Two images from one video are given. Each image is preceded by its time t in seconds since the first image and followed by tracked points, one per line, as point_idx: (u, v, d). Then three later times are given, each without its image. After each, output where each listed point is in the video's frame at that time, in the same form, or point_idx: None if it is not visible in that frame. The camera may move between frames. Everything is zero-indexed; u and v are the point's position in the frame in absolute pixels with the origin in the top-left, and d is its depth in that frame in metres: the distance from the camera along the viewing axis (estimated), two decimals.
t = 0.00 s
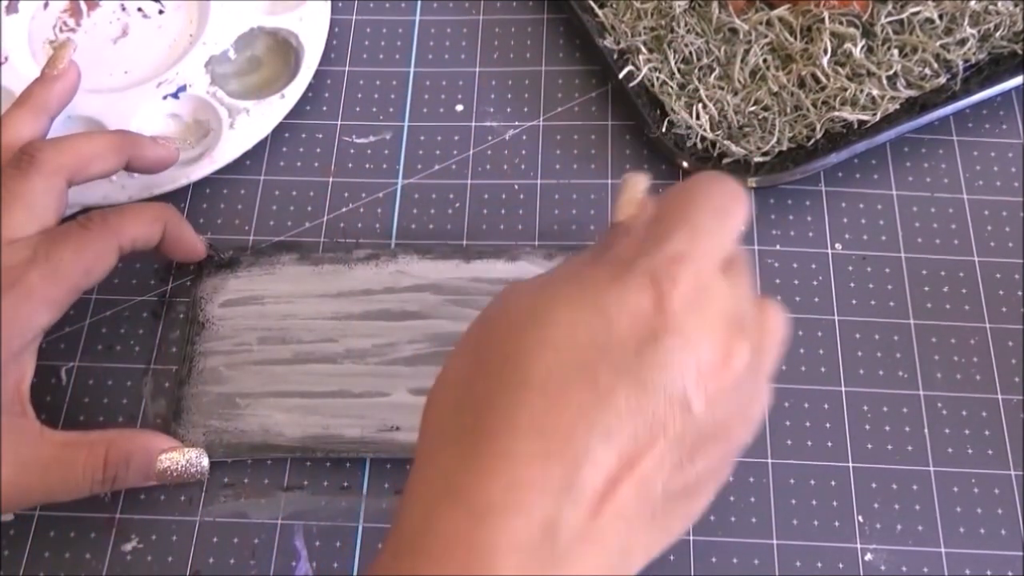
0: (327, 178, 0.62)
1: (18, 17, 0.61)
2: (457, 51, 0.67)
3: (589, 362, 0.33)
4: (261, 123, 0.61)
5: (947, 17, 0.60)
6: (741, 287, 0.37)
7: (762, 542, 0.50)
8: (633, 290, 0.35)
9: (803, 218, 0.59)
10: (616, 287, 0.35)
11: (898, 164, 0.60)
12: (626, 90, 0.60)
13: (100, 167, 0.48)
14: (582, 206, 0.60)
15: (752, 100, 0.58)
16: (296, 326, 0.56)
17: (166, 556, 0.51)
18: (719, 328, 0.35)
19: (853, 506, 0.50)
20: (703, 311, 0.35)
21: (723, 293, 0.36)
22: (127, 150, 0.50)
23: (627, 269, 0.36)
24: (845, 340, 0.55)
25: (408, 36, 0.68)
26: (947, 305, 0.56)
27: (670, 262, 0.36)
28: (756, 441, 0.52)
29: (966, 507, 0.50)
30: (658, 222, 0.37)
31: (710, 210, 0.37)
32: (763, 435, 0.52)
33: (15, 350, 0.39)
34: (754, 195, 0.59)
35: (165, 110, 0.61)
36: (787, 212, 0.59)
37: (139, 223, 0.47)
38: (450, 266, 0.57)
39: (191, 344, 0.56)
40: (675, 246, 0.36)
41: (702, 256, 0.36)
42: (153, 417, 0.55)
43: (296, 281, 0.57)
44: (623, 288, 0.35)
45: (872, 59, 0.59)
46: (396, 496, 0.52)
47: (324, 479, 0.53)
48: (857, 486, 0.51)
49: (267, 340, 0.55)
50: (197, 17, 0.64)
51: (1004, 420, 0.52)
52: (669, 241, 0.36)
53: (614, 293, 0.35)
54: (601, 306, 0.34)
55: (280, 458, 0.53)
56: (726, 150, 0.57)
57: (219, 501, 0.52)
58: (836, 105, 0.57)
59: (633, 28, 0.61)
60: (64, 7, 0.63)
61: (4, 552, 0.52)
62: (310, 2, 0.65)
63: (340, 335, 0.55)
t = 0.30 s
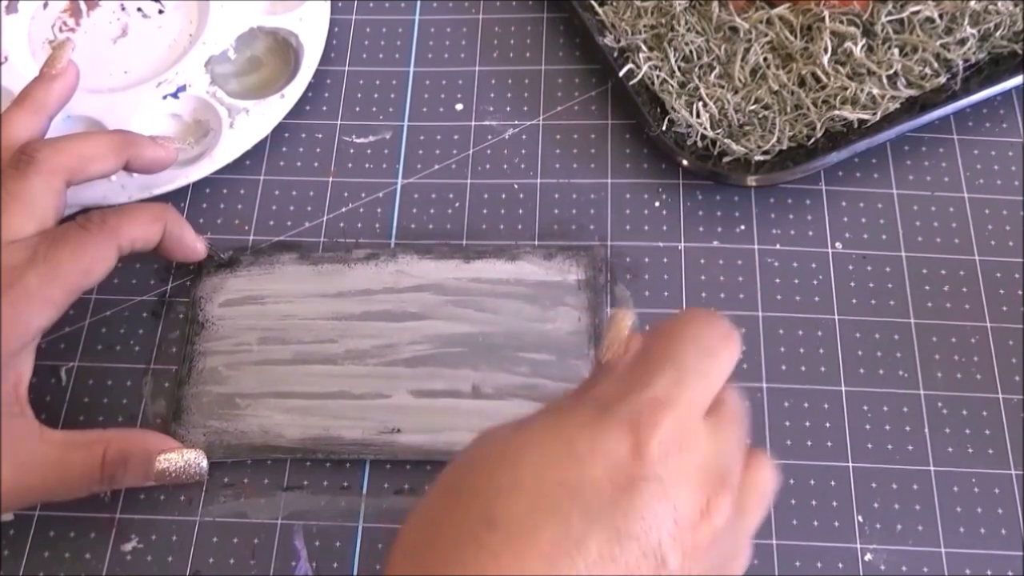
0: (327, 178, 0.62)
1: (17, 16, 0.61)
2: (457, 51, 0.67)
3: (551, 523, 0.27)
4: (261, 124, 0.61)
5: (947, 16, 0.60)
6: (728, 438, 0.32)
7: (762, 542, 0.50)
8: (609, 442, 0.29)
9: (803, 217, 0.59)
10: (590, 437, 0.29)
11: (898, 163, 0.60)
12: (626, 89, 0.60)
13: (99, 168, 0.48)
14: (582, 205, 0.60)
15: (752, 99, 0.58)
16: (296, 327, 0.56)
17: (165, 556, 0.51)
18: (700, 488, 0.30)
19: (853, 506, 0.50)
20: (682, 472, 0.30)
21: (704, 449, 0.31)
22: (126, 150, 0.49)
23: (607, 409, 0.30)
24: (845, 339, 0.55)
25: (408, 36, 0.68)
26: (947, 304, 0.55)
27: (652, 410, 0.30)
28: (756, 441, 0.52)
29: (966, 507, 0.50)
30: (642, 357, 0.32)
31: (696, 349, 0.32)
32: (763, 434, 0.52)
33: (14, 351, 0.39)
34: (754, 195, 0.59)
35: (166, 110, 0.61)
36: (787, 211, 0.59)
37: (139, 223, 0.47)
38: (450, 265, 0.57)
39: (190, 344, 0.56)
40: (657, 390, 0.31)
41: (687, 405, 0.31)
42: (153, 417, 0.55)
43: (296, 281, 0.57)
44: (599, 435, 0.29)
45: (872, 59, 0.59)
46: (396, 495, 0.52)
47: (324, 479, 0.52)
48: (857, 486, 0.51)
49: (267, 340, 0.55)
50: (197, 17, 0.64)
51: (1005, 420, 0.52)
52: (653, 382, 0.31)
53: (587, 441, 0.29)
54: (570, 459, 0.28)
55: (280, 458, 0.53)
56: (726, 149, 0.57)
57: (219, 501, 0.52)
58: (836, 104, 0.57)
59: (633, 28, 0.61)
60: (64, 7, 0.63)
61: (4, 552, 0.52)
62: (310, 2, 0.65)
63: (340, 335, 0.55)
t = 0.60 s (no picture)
0: (327, 178, 0.62)
1: (17, 16, 0.61)
2: (457, 51, 0.67)
3: None
4: (261, 124, 0.61)
5: (947, 16, 0.60)
6: (694, 499, 0.31)
7: (762, 541, 0.50)
8: (557, 513, 0.29)
9: (804, 217, 0.59)
10: (536, 503, 0.29)
11: (898, 163, 0.60)
12: (626, 89, 0.60)
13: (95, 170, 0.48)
14: (582, 205, 0.60)
15: (752, 99, 0.58)
16: (296, 327, 0.56)
17: (165, 556, 0.51)
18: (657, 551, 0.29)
19: (853, 506, 0.50)
20: (638, 537, 0.29)
21: (666, 512, 0.30)
22: (123, 153, 0.49)
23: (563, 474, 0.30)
24: (845, 339, 0.55)
25: (408, 36, 0.68)
26: (947, 304, 0.55)
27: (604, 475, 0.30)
28: (756, 441, 0.52)
29: (966, 507, 0.50)
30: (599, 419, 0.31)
31: (653, 413, 0.31)
32: (763, 434, 0.52)
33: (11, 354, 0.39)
34: (754, 195, 0.59)
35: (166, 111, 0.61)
36: (787, 211, 0.59)
37: (139, 224, 0.46)
38: (450, 265, 0.57)
39: (191, 344, 0.56)
40: (614, 453, 0.30)
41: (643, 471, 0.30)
42: (153, 417, 0.55)
43: (297, 281, 0.57)
44: (552, 503, 0.29)
45: (872, 59, 0.59)
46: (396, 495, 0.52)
47: (324, 479, 0.52)
48: (857, 486, 0.51)
49: (268, 340, 0.55)
50: (197, 16, 0.64)
51: (1005, 420, 0.52)
52: (604, 456, 0.30)
53: (531, 536, 0.28)
54: (527, 520, 0.28)
55: (280, 458, 0.53)
56: (726, 149, 0.57)
57: (219, 501, 0.52)
58: (836, 104, 0.57)
59: (633, 28, 0.61)
60: (64, 7, 0.63)
61: (4, 552, 0.52)
62: (310, 2, 0.65)
63: (341, 335, 0.55)
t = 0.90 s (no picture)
0: (326, 178, 0.62)
1: (17, 16, 0.61)
2: (457, 51, 0.67)
3: None
4: (261, 124, 0.62)
5: (947, 17, 0.60)
6: (562, 475, 0.29)
7: (762, 542, 0.50)
8: (416, 514, 0.26)
9: (804, 217, 0.59)
10: (393, 502, 0.26)
11: (898, 163, 0.60)
12: (626, 89, 0.60)
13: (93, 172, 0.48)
14: (581, 205, 0.60)
15: (752, 99, 0.58)
16: (293, 332, 0.55)
17: (165, 556, 0.51)
18: (527, 532, 0.27)
19: (853, 506, 0.50)
20: (505, 525, 0.27)
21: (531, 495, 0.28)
22: (122, 153, 0.49)
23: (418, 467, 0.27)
24: (845, 339, 0.55)
25: (408, 36, 0.68)
26: (947, 304, 0.55)
27: (459, 464, 0.27)
28: (756, 441, 0.52)
29: (966, 507, 0.50)
30: (454, 405, 0.29)
31: (507, 391, 0.28)
32: (763, 435, 0.52)
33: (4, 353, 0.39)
34: (754, 195, 0.59)
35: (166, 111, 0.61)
36: (788, 211, 0.59)
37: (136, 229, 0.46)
38: (448, 272, 0.57)
39: (188, 348, 0.56)
40: (470, 436, 0.28)
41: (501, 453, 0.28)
42: (153, 417, 0.55)
43: (294, 286, 0.57)
44: (404, 500, 0.26)
45: (872, 59, 0.59)
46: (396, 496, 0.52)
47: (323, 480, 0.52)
48: (857, 486, 0.51)
49: (265, 345, 0.55)
50: (197, 16, 0.64)
51: (1004, 420, 0.52)
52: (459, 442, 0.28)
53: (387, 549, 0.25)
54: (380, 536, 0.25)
55: (277, 463, 0.53)
56: (726, 149, 0.57)
57: (219, 502, 0.52)
58: (836, 105, 0.57)
59: (633, 28, 0.61)
60: (64, 8, 0.63)
61: (4, 552, 0.52)
62: (310, 2, 0.65)
63: (339, 339, 0.55)
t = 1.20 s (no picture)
0: (327, 178, 0.62)
1: (17, 16, 0.61)
2: (457, 51, 0.67)
3: None
4: (261, 124, 0.62)
5: (947, 17, 0.60)
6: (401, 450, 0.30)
7: (762, 542, 0.50)
8: (252, 503, 0.28)
9: (803, 218, 0.59)
10: (230, 497, 0.28)
11: (898, 163, 0.60)
12: (626, 90, 0.60)
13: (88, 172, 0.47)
14: (581, 206, 0.60)
15: (752, 99, 0.58)
16: (292, 331, 0.55)
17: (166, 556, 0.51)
18: (363, 507, 0.28)
19: (853, 506, 0.50)
20: (335, 504, 0.28)
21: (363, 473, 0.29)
22: (119, 153, 0.49)
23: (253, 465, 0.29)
24: (845, 339, 0.55)
25: (408, 36, 0.68)
26: (947, 305, 0.56)
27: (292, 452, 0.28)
28: (755, 441, 0.52)
29: (965, 507, 0.50)
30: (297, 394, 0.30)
31: (340, 375, 0.29)
32: (762, 435, 0.52)
33: None
34: (754, 196, 0.60)
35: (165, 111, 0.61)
36: (788, 212, 0.59)
37: (131, 230, 0.46)
38: (448, 272, 0.57)
39: (187, 347, 0.56)
40: (301, 426, 0.29)
41: (335, 434, 0.29)
42: (153, 417, 0.55)
43: (294, 285, 0.57)
44: (239, 498, 0.28)
45: (872, 59, 0.59)
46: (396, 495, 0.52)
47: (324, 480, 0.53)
48: (857, 486, 0.51)
49: (264, 344, 0.55)
50: (197, 16, 0.64)
51: (1004, 420, 0.52)
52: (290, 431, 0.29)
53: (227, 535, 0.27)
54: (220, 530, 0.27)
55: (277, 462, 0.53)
56: (726, 150, 0.57)
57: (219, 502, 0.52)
58: (836, 105, 0.57)
59: (633, 28, 0.61)
60: (64, 8, 0.63)
61: (5, 552, 0.52)
62: (310, 2, 0.65)
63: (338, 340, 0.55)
